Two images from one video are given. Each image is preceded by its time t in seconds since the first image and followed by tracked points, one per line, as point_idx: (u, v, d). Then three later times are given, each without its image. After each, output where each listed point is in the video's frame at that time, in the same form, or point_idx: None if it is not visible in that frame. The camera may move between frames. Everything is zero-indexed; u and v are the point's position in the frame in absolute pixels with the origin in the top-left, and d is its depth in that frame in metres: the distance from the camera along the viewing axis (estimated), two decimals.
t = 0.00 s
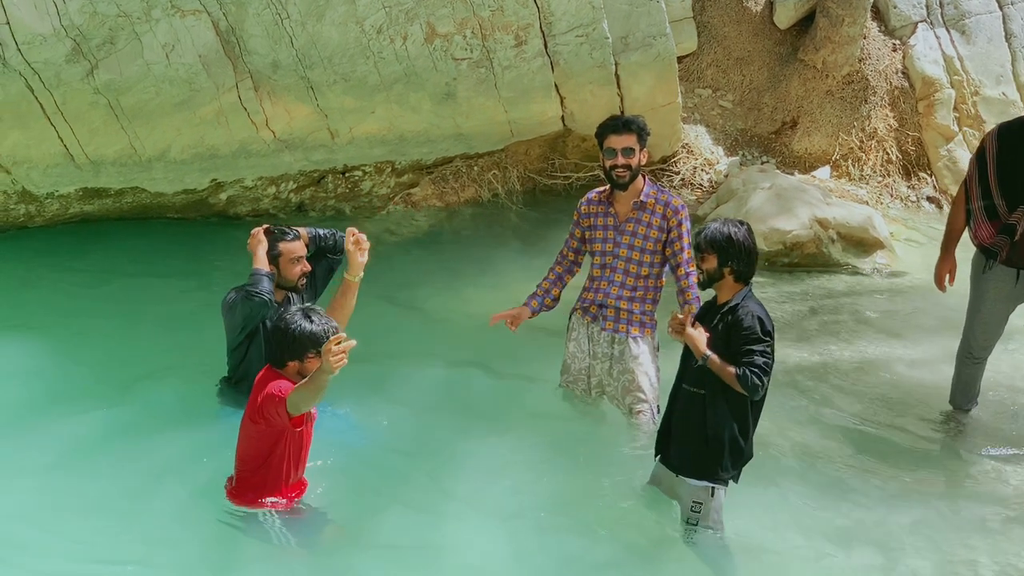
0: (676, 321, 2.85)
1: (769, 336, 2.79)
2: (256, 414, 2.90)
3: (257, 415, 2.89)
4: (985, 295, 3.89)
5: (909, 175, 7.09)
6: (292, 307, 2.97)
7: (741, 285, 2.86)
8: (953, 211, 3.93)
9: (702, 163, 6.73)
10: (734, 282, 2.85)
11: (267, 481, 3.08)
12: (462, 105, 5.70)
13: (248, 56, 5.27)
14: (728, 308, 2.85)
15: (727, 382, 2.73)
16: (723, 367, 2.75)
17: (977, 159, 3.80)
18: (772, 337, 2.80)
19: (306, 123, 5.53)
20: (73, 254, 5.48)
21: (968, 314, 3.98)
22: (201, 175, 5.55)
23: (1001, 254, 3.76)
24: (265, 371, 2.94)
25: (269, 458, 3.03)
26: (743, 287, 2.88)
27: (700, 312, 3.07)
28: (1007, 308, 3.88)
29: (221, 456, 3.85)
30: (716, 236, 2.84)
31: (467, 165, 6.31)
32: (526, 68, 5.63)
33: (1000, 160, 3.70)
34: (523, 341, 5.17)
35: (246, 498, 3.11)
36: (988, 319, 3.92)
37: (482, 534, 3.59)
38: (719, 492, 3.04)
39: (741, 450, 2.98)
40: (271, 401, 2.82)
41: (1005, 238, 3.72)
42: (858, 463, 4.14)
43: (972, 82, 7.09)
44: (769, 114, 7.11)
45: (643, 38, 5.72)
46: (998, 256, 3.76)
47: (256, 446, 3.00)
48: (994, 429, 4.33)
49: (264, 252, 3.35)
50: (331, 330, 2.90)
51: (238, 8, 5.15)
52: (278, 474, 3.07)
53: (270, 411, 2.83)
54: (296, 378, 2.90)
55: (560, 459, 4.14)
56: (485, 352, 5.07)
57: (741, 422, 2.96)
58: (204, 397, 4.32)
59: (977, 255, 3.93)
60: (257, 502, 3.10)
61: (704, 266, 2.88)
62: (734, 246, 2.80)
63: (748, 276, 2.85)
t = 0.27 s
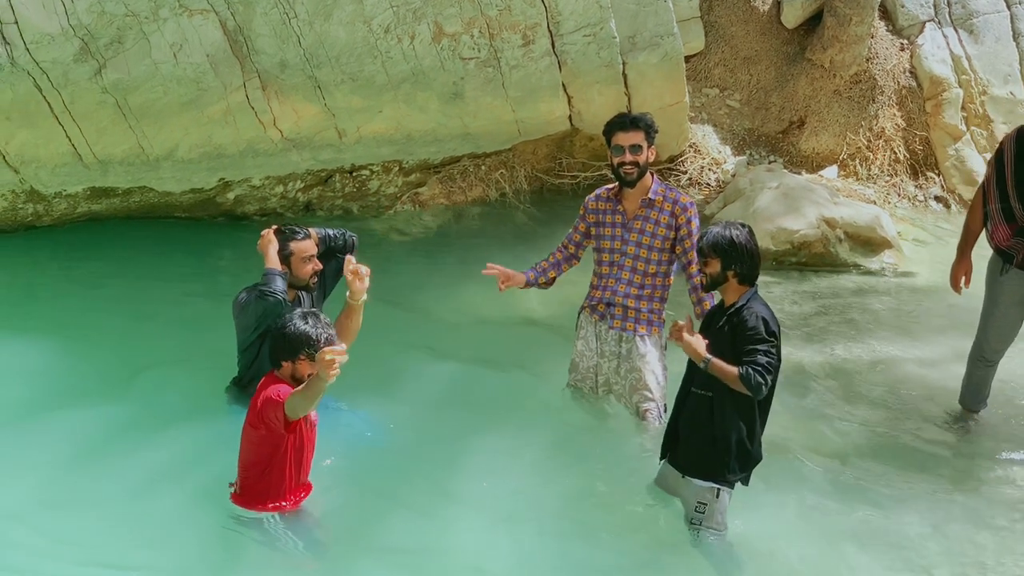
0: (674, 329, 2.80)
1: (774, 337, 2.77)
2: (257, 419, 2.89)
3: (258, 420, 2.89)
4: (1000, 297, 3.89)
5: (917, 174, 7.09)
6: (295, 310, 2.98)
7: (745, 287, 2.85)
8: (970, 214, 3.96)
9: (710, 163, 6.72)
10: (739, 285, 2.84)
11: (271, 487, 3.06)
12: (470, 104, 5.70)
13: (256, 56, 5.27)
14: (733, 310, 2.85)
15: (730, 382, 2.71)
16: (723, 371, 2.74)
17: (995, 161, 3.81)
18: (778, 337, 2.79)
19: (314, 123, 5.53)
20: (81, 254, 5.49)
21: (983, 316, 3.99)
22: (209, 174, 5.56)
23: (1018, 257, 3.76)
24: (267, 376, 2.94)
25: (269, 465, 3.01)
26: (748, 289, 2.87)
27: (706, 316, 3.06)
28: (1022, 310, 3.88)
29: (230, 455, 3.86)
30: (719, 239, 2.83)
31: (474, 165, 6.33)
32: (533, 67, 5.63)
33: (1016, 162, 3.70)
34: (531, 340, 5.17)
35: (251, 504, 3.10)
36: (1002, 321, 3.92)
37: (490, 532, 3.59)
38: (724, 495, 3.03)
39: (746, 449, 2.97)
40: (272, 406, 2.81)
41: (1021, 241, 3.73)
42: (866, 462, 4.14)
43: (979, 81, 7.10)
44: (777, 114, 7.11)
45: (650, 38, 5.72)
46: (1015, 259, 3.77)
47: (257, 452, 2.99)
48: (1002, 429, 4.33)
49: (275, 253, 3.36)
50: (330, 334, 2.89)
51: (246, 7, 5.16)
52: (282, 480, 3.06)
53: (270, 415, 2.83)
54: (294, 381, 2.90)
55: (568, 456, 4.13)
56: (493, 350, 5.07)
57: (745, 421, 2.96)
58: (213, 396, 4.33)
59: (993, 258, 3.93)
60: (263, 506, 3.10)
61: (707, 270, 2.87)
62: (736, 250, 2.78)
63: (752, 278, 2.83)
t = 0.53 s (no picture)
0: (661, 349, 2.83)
1: (780, 339, 2.78)
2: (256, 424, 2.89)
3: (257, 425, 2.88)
4: (1015, 300, 3.90)
5: (924, 173, 7.09)
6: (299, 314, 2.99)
7: (752, 292, 2.85)
8: (986, 216, 3.95)
9: (716, 162, 6.75)
10: (745, 290, 2.83)
11: (271, 494, 3.03)
12: (475, 104, 5.70)
13: (262, 55, 5.27)
14: (740, 316, 2.84)
15: (729, 378, 2.71)
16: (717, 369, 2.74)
17: (1012, 164, 3.81)
18: (783, 340, 2.80)
19: (320, 122, 5.53)
20: (87, 254, 5.50)
21: (997, 318, 4.01)
22: (215, 174, 5.57)
23: None
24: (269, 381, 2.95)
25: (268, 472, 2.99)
26: (755, 294, 2.86)
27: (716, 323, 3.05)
28: None
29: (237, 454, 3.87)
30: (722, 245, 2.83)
31: (480, 165, 6.36)
32: (539, 67, 5.63)
33: None
34: (537, 339, 5.17)
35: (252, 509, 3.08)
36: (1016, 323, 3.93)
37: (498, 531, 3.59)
38: (729, 499, 3.04)
39: (752, 452, 2.96)
40: (269, 407, 2.81)
41: None
42: (873, 461, 4.15)
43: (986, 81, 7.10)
44: (783, 113, 7.11)
45: (657, 37, 5.71)
46: None
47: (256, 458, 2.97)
48: (1009, 428, 4.33)
49: (285, 252, 3.35)
50: (325, 337, 2.90)
51: (252, 7, 5.16)
52: (283, 486, 3.03)
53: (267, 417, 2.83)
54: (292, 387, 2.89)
55: (575, 455, 4.13)
56: (500, 349, 5.08)
57: (751, 425, 2.95)
58: (220, 396, 4.34)
59: (1009, 261, 3.94)
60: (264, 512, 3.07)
61: (712, 277, 2.86)
62: (739, 255, 2.77)
63: (758, 281, 2.82)
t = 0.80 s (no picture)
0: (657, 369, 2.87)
1: (790, 344, 2.81)
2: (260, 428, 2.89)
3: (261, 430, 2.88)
4: None
5: (933, 173, 7.09)
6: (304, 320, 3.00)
7: (768, 298, 2.85)
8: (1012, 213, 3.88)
9: (725, 161, 6.74)
10: (760, 296, 2.84)
11: (277, 495, 3.04)
12: (484, 104, 5.70)
13: (270, 55, 5.27)
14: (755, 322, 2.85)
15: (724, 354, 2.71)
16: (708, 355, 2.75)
17: None
18: (793, 344, 2.82)
19: (328, 122, 5.53)
20: (95, 253, 5.51)
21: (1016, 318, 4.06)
22: (223, 174, 5.57)
23: None
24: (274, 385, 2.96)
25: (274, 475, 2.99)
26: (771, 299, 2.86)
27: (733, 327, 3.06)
28: None
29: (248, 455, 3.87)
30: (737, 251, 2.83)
31: (489, 165, 6.37)
32: (547, 66, 5.63)
33: None
34: (546, 339, 5.17)
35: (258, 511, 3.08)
36: None
37: (510, 532, 3.59)
38: (736, 505, 3.06)
39: (765, 456, 2.95)
40: (271, 411, 2.81)
41: None
42: (883, 460, 4.14)
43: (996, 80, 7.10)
44: (791, 113, 7.10)
45: (665, 36, 5.71)
46: None
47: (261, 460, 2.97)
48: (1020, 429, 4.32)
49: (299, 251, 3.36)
50: (327, 343, 2.90)
51: (261, 6, 5.16)
52: (287, 488, 3.03)
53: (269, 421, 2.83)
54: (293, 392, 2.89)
55: (585, 455, 4.14)
56: (509, 348, 5.08)
57: (765, 429, 2.93)
58: (230, 395, 4.34)
59: None
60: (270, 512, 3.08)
61: (728, 284, 2.87)
62: (754, 263, 2.77)
63: (775, 288, 2.83)
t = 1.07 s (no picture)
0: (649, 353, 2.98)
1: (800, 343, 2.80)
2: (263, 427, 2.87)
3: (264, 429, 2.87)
4: None
5: (938, 172, 7.08)
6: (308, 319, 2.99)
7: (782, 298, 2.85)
8: None
9: (730, 161, 6.75)
10: (775, 296, 2.84)
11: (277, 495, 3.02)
12: (489, 103, 5.71)
13: (276, 54, 5.27)
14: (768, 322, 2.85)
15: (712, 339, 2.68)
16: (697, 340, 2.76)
17: None
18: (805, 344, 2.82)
19: (334, 121, 5.54)
20: (101, 253, 5.51)
21: None
22: (229, 173, 5.58)
23: None
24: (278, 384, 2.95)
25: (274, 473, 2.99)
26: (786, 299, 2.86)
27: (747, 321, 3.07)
28: None
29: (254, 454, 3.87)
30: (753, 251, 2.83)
31: (494, 164, 6.35)
32: (553, 65, 5.63)
33: None
34: (552, 339, 5.17)
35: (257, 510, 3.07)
36: None
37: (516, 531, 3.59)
38: (745, 504, 3.05)
39: (772, 456, 2.96)
40: (275, 411, 2.81)
41: None
42: (889, 460, 4.14)
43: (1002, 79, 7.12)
44: (797, 112, 7.10)
45: (671, 36, 5.71)
46: None
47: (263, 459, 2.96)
48: None
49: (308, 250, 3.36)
50: (331, 343, 2.89)
51: (266, 6, 5.17)
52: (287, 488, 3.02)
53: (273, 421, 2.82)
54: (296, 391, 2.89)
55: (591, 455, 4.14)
56: (515, 347, 5.08)
57: (772, 430, 2.94)
58: (236, 395, 4.34)
59: None
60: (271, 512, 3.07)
61: (744, 283, 2.88)
62: (770, 263, 2.77)
63: (790, 288, 2.83)
